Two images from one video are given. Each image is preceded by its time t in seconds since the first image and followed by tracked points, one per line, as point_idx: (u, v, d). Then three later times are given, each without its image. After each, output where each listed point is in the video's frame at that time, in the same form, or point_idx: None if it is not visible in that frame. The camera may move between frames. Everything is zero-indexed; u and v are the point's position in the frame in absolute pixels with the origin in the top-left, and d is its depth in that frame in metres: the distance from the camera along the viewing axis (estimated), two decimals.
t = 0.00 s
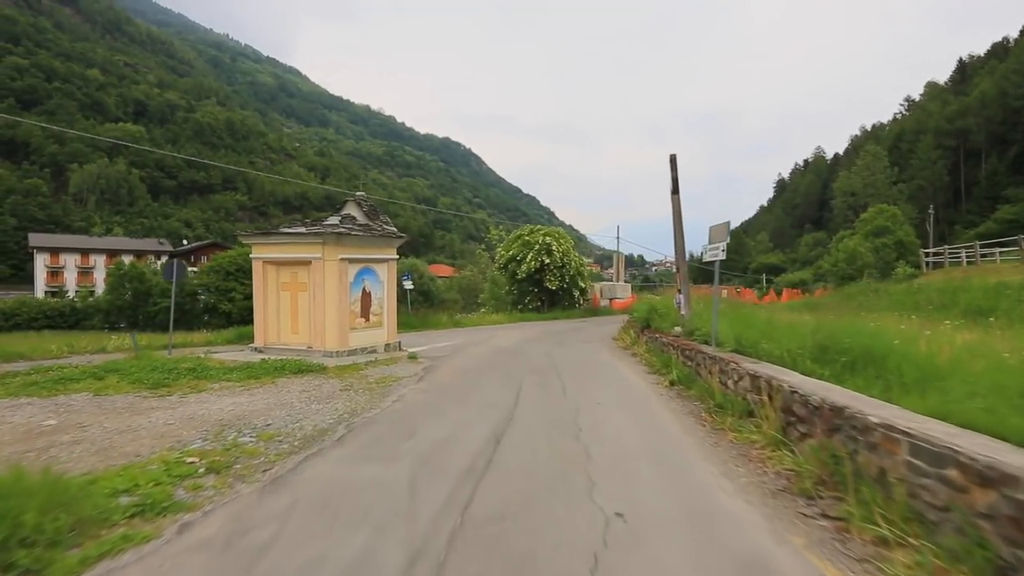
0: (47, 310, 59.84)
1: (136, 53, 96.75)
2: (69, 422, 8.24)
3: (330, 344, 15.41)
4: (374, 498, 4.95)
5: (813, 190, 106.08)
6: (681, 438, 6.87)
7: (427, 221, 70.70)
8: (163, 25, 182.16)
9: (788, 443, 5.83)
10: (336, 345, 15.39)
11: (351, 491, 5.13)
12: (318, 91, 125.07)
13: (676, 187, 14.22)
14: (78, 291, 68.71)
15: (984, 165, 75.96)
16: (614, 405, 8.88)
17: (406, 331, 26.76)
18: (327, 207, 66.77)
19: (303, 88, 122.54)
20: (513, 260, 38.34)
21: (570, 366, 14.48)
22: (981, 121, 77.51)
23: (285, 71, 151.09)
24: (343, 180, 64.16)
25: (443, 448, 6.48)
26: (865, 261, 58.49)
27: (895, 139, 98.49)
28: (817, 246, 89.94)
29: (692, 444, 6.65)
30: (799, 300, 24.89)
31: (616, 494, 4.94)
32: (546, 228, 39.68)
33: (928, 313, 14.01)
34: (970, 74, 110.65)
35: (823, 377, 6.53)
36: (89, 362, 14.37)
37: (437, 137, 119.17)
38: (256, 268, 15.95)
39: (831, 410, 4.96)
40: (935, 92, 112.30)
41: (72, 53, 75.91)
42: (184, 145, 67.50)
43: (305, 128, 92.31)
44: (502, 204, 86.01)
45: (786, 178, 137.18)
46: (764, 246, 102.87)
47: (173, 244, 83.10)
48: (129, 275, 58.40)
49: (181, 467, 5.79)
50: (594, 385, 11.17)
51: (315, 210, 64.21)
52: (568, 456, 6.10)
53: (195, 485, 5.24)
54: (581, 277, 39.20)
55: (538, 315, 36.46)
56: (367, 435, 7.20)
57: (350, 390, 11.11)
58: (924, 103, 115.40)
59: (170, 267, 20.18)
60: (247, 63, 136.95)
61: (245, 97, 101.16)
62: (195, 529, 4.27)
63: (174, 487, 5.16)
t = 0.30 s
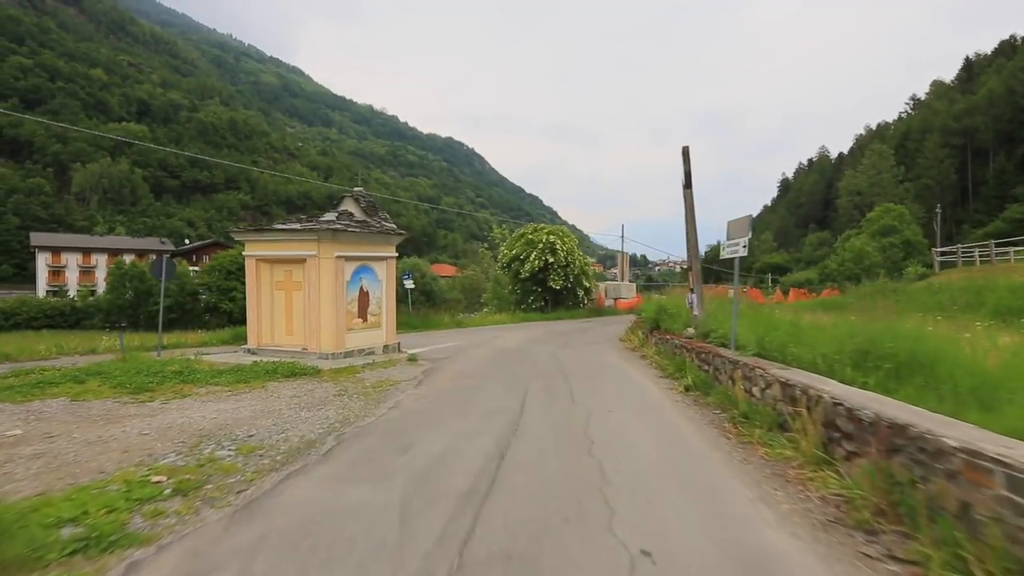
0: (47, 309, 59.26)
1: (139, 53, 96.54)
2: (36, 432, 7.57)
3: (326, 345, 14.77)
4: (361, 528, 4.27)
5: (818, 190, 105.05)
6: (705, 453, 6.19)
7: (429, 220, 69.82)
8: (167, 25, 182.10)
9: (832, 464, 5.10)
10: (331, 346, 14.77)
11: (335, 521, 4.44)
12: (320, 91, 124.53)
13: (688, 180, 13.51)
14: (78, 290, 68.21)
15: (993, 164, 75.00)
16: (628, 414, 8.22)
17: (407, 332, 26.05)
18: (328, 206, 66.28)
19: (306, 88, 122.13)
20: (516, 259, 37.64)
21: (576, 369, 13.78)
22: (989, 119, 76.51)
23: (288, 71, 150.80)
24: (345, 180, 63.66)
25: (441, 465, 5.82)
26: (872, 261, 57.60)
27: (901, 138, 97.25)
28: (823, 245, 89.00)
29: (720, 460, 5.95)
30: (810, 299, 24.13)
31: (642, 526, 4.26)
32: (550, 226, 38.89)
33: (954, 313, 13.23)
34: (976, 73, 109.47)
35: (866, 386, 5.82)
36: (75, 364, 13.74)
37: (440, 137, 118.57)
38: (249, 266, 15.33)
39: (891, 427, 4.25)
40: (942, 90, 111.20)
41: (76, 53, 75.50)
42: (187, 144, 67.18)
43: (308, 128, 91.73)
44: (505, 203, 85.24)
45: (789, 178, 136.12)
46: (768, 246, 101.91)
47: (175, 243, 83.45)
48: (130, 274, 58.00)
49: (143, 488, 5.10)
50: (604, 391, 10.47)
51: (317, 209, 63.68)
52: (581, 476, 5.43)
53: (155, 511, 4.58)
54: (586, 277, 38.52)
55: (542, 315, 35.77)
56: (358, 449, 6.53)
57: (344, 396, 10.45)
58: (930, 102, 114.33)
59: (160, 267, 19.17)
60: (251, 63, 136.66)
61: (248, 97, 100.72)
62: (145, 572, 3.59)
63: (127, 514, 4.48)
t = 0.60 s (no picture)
0: (49, 309, 58.87)
1: (144, 53, 96.26)
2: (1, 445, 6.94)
3: (322, 347, 14.14)
4: (343, 571, 3.61)
5: (822, 189, 104.05)
6: (737, 473, 5.50)
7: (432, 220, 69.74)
8: (172, 25, 182.00)
9: (891, 488, 4.42)
10: (328, 348, 14.15)
11: (314, 559, 3.78)
12: (325, 91, 124.13)
13: (702, 173, 12.83)
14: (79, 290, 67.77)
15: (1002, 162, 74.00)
16: (644, 426, 7.55)
17: (409, 333, 25.40)
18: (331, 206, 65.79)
19: (310, 88, 121.75)
20: (520, 258, 36.99)
21: (584, 374, 13.07)
22: (998, 118, 75.55)
23: (292, 71, 150.46)
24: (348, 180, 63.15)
25: (438, 488, 5.15)
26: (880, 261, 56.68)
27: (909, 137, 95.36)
28: (828, 245, 88.06)
29: (756, 482, 5.24)
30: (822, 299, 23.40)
31: (675, 569, 3.60)
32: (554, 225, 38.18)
33: (984, 313, 12.52)
34: (984, 71, 108.24)
35: (922, 398, 5.13)
36: (59, 367, 13.13)
37: (443, 136, 117.99)
38: (243, 264, 14.73)
39: (972, 452, 3.59)
40: (949, 89, 110.07)
41: (81, 54, 75.32)
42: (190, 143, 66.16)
43: (312, 128, 91.24)
44: (509, 203, 84.49)
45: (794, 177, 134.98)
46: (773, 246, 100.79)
47: (178, 243, 83.49)
48: (131, 273, 57.58)
49: (96, 517, 4.43)
50: (617, 398, 9.76)
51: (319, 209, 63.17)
52: (600, 503, 4.74)
53: (106, 547, 3.92)
54: (591, 276, 37.85)
55: (546, 315, 35.11)
56: (349, 467, 5.86)
57: (339, 401, 9.81)
58: (937, 100, 113.23)
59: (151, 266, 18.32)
60: (255, 63, 136.34)
61: (251, 97, 100.36)
62: None
63: (69, 553, 3.81)
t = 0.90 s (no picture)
0: (51, 310, 58.52)
1: (149, 54, 96.15)
2: None
3: (319, 349, 13.53)
4: None
5: (828, 189, 102.96)
6: (776, 499, 4.83)
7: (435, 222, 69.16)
8: (177, 27, 181.94)
9: (970, 524, 3.77)
10: (325, 351, 13.55)
11: None
12: (329, 91, 123.78)
13: (718, 166, 12.18)
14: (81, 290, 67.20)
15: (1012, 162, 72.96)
16: (665, 438, 6.90)
17: (412, 334, 24.74)
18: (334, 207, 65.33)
19: (314, 89, 121.49)
20: (524, 258, 36.35)
21: (592, 378, 12.39)
22: (1007, 116, 74.63)
23: (296, 71, 150.16)
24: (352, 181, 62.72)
25: (437, 513, 4.53)
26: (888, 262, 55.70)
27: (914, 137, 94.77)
28: (835, 245, 86.97)
29: (801, 508, 4.59)
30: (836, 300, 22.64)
31: None
32: (559, 224, 37.55)
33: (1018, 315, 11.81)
34: (992, 70, 106.99)
35: (993, 414, 4.47)
36: (44, 370, 12.54)
37: (447, 137, 117.48)
38: (236, 263, 14.12)
39: None
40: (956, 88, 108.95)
41: (86, 55, 75.06)
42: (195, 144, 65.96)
43: (316, 128, 90.84)
44: (513, 204, 83.83)
45: (799, 178, 133.91)
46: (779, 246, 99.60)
47: (181, 243, 83.39)
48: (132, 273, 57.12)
49: (36, 553, 3.81)
50: (631, 406, 9.09)
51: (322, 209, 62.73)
52: (623, 533, 4.13)
53: None
54: (597, 277, 37.16)
55: (551, 316, 34.46)
56: (337, 487, 5.24)
57: (332, 409, 9.18)
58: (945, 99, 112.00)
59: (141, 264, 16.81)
60: (260, 64, 136.10)
61: (256, 98, 100.08)
62: None
63: None
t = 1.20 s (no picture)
0: (53, 310, 58.24)
1: (155, 55, 96.09)
2: None
3: (316, 352, 12.95)
4: None
5: (834, 188, 101.70)
6: (831, 532, 4.15)
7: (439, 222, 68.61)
8: (183, 29, 181.95)
9: None
10: (322, 353, 12.95)
11: None
12: (333, 92, 123.28)
13: (737, 160, 11.50)
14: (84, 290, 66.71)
15: None
16: (691, 455, 6.25)
17: (416, 336, 24.08)
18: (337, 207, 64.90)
19: (319, 90, 121.28)
20: (530, 257, 35.68)
21: (603, 383, 11.73)
22: (1018, 115, 73.52)
23: (301, 72, 149.90)
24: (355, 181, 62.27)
25: (436, 552, 3.89)
26: (898, 263, 54.69)
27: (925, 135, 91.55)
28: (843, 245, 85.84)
29: (860, 543, 3.95)
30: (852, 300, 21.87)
31: None
32: (565, 223, 36.89)
33: None
34: (1002, 68, 105.51)
35: None
36: (29, 373, 11.99)
37: (451, 137, 116.95)
38: (230, 262, 13.55)
39: None
40: (966, 86, 107.49)
41: (92, 55, 74.85)
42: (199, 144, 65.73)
43: (320, 128, 90.51)
44: (517, 204, 83.13)
45: (804, 178, 132.61)
46: (784, 246, 98.51)
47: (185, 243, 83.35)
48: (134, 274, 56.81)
49: None
50: (647, 416, 8.42)
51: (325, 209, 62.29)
52: None
53: None
54: (603, 277, 36.49)
55: (557, 317, 33.83)
56: (323, 515, 4.62)
57: (328, 417, 8.58)
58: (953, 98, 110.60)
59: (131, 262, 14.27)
60: (265, 64, 135.97)
61: (261, 98, 99.87)
62: None
63: None
